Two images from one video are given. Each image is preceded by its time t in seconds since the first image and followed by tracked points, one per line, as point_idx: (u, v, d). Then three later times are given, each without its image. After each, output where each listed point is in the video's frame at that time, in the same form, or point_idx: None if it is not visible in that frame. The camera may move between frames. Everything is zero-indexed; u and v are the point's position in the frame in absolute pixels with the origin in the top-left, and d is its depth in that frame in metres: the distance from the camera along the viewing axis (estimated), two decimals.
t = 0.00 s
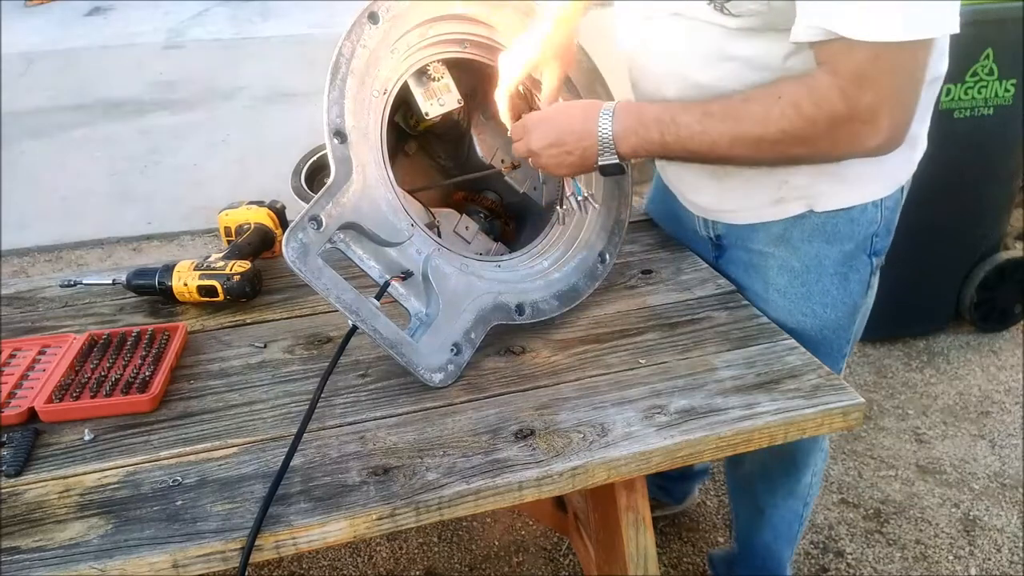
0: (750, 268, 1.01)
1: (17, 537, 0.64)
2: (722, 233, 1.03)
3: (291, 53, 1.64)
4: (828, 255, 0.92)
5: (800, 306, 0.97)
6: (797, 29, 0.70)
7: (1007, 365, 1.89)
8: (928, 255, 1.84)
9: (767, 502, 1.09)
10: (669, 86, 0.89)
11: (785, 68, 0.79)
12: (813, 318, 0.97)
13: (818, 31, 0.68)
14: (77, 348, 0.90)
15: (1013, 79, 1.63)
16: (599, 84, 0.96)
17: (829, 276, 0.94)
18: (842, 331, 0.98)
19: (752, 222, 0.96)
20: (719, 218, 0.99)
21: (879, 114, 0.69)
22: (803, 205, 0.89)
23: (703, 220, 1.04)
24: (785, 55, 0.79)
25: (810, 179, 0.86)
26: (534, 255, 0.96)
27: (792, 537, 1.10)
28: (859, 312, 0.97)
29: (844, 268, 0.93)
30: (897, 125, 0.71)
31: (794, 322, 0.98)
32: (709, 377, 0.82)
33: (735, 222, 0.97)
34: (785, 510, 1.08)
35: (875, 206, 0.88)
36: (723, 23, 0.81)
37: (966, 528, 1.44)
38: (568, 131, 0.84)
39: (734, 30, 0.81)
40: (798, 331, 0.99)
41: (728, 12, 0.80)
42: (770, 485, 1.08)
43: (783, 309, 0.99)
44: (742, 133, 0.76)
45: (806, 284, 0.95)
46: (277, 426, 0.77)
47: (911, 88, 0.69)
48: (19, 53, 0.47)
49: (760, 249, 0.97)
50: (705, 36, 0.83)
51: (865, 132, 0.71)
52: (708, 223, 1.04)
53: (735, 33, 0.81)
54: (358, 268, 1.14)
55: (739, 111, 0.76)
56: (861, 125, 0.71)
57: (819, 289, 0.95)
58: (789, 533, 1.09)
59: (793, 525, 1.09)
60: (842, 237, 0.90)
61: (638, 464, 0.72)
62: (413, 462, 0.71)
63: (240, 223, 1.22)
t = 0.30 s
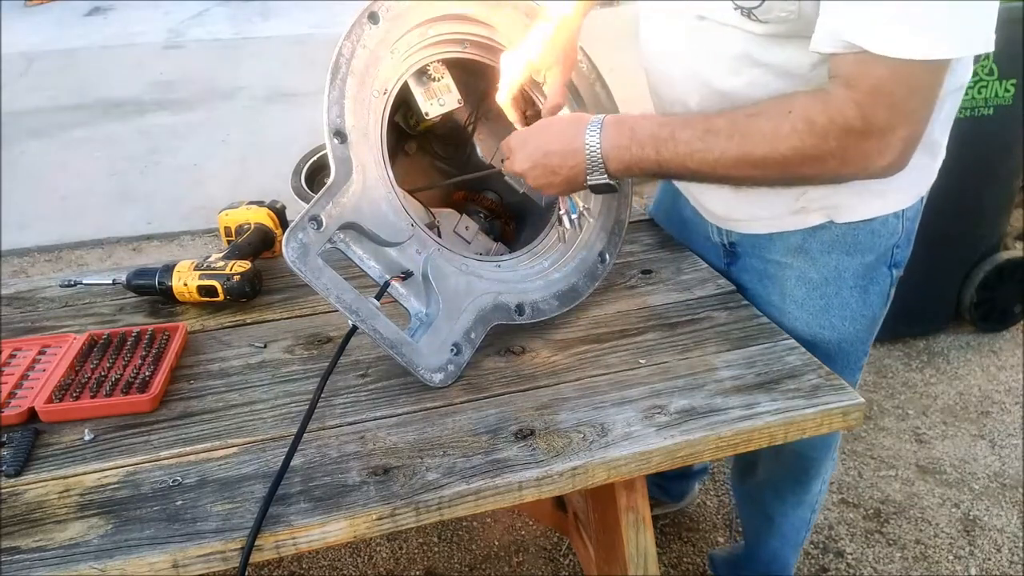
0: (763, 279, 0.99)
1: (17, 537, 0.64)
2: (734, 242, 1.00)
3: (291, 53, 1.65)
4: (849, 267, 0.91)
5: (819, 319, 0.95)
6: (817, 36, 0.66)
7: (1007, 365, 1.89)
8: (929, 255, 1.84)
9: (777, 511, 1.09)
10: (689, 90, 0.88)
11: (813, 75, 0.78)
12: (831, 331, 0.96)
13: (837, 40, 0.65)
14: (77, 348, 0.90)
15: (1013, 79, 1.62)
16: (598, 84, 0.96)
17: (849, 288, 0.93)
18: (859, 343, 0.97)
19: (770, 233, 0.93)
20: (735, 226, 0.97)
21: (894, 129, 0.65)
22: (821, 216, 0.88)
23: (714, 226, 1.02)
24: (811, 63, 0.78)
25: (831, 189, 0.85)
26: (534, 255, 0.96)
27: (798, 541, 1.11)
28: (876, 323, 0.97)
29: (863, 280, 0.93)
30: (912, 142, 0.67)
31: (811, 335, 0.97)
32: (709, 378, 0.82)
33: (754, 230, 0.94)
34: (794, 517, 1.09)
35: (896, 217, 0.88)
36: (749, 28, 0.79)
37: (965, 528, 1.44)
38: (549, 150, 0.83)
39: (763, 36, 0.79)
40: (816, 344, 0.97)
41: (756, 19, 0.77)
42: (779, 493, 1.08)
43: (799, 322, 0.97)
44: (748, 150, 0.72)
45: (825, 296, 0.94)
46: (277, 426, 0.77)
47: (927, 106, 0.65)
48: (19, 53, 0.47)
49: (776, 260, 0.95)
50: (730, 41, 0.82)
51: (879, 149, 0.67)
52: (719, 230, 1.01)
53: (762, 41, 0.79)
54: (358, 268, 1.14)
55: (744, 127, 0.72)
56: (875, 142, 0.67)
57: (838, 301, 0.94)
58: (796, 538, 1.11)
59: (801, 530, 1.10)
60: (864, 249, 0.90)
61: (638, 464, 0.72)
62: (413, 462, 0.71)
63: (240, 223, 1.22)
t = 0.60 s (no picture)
0: (765, 284, 0.99)
1: (17, 537, 0.64)
2: (737, 246, 1.01)
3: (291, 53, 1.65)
4: (851, 275, 0.91)
5: (819, 327, 0.95)
6: (803, 40, 0.66)
7: (1007, 365, 1.89)
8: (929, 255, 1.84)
9: (777, 516, 1.09)
10: (694, 91, 0.88)
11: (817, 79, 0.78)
12: (832, 339, 0.95)
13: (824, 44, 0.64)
14: (77, 348, 0.90)
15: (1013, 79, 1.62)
16: (599, 84, 0.96)
17: (850, 297, 0.92)
18: (861, 353, 0.97)
19: (773, 237, 0.93)
20: (738, 229, 0.98)
21: (868, 143, 0.65)
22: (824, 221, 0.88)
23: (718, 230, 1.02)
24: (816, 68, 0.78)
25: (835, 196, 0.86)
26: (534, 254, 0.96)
27: (797, 547, 1.12)
28: (879, 333, 0.97)
29: (866, 289, 0.92)
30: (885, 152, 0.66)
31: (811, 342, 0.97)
32: (709, 378, 0.82)
33: (756, 233, 0.95)
34: (795, 523, 1.09)
35: (902, 225, 0.88)
36: (754, 34, 0.79)
37: (966, 528, 1.44)
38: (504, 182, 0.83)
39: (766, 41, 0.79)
40: (816, 351, 0.97)
41: (760, 25, 0.77)
42: (780, 499, 1.08)
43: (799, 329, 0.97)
44: (713, 167, 0.71)
45: (826, 304, 0.94)
46: (277, 426, 0.77)
47: (905, 121, 0.65)
48: (18, 52, 0.46)
49: (779, 266, 0.95)
50: (733, 45, 0.82)
51: (851, 163, 0.67)
52: (723, 233, 1.02)
53: (767, 46, 0.79)
54: (358, 268, 1.14)
55: (706, 148, 0.71)
56: (847, 155, 0.66)
57: (840, 309, 0.93)
58: (796, 544, 1.11)
59: (801, 536, 1.10)
60: (867, 257, 0.90)
61: (638, 464, 0.72)
62: (413, 462, 0.71)
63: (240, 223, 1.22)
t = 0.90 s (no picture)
0: (765, 285, 0.99)
1: (17, 537, 0.64)
2: (736, 247, 1.01)
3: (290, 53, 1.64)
4: (850, 278, 0.91)
5: (819, 329, 0.95)
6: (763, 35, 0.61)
7: (1007, 365, 1.89)
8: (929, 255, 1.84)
9: (776, 519, 1.09)
10: (693, 94, 0.88)
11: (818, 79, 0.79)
12: (831, 341, 0.95)
13: (785, 44, 0.59)
14: (77, 348, 0.90)
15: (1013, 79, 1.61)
16: (599, 84, 0.96)
17: (849, 299, 0.92)
18: (860, 355, 0.97)
19: (773, 239, 0.93)
20: (737, 231, 0.97)
21: (807, 149, 0.61)
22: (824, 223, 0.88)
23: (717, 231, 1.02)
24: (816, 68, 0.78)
25: (836, 197, 0.86)
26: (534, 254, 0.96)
27: (796, 548, 1.12)
28: (878, 335, 0.97)
29: (866, 291, 0.92)
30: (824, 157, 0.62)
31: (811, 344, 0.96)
32: (709, 378, 0.82)
33: (756, 234, 0.94)
34: (794, 525, 1.09)
35: (900, 228, 0.88)
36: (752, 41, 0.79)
37: (966, 528, 1.44)
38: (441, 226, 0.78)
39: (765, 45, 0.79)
40: (815, 353, 0.97)
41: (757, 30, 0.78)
42: (779, 501, 1.08)
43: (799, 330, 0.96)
44: (644, 191, 0.67)
45: (825, 307, 0.93)
46: (277, 426, 0.77)
47: (848, 123, 0.61)
48: (16, 52, 0.46)
49: (778, 267, 0.95)
50: (731, 49, 0.81)
51: (788, 170, 0.63)
52: (722, 234, 1.01)
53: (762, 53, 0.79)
54: (358, 268, 1.14)
55: (634, 173, 0.68)
56: (784, 161, 0.62)
57: (839, 311, 0.93)
58: (795, 545, 1.11)
59: (800, 538, 1.10)
60: (866, 259, 0.89)
61: (638, 464, 0.72)
62: (413, 462, 0.71)
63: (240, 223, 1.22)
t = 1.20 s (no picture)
0: (762, 286, 0.99)
1: (17, 537, 0.64)
2: (733, 247, 1.01)
3: (290, 53, 1.64)
4: (846, 278, 0.91)
5: (815, 329, 0.95)
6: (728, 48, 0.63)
7: (1007, 365, 1.89)
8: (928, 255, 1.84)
9: (773, 520, 1.09)
10: (687, 96, 0.89)
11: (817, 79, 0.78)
12: (828, 342, 0.95)
13: (744, 53, 0.61)
14: (77, 348, 0.90)
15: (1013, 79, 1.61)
16: (599, 84, 0.97)
17: (845, 300, 0.92)
18: (857, 355, 0.96)
19: (770, 239, 0.93)
20: (735, 231, 0.97)
21: (758, 155, 0.63)
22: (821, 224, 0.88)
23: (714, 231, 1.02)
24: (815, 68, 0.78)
25: (833, 198, 0.86)
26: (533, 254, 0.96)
27: (795, 548, 1.12)
28: (875, 335, 0.96)
29: (862, 292, 0.92)
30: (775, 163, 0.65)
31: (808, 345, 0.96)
32: (709, 378, 0.82)
33: (754, 234, 0.94)
34: (791, 526, 1.09)
35: (896, 228, 0.88)
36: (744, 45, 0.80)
37: (965, 528, 1.44)
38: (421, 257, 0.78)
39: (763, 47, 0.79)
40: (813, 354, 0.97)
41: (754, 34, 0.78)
42: (776, 502, 1.08)
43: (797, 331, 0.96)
44: (602, 208, 0.70)
45: (822, 307, 0.93)
46: (277, 426, 0.77)
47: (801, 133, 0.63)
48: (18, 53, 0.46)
49: (775, 268, 0.95)
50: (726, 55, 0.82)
51: (737, 176, 0.66)
52: (719, 234, 1.01)
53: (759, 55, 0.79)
54: (358, 268, 1.14)
55: (591, 193, 0.70)
56: (734, 169, 0.65)
57: (835, 312, 0.93)
58: (793, 546, 1.11)
59: (797, 539, 1.10)
60: (862, 259, 0.89)
61: (638, 464, 0.72)
62: (413, 462, 0.71)
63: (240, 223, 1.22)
